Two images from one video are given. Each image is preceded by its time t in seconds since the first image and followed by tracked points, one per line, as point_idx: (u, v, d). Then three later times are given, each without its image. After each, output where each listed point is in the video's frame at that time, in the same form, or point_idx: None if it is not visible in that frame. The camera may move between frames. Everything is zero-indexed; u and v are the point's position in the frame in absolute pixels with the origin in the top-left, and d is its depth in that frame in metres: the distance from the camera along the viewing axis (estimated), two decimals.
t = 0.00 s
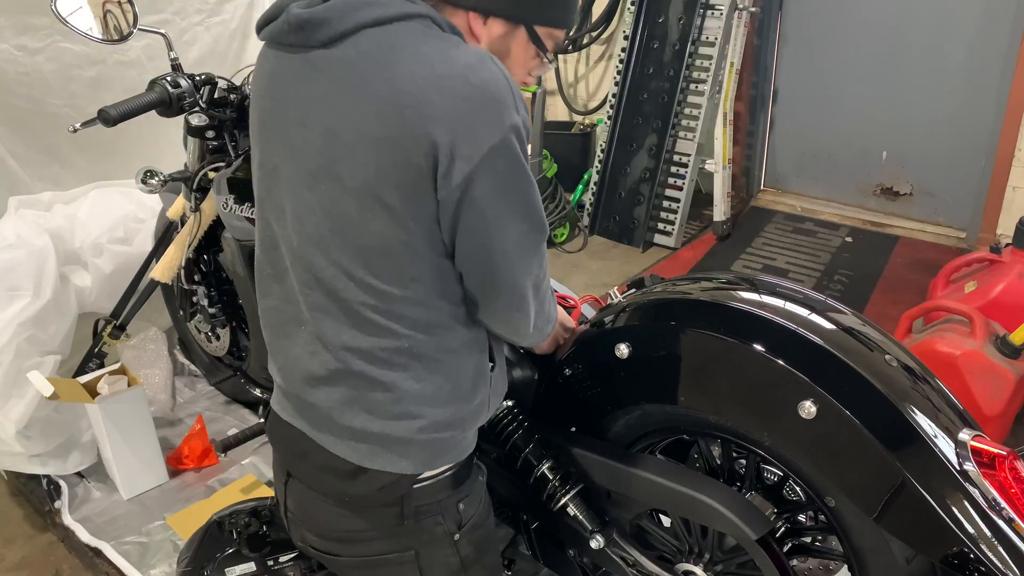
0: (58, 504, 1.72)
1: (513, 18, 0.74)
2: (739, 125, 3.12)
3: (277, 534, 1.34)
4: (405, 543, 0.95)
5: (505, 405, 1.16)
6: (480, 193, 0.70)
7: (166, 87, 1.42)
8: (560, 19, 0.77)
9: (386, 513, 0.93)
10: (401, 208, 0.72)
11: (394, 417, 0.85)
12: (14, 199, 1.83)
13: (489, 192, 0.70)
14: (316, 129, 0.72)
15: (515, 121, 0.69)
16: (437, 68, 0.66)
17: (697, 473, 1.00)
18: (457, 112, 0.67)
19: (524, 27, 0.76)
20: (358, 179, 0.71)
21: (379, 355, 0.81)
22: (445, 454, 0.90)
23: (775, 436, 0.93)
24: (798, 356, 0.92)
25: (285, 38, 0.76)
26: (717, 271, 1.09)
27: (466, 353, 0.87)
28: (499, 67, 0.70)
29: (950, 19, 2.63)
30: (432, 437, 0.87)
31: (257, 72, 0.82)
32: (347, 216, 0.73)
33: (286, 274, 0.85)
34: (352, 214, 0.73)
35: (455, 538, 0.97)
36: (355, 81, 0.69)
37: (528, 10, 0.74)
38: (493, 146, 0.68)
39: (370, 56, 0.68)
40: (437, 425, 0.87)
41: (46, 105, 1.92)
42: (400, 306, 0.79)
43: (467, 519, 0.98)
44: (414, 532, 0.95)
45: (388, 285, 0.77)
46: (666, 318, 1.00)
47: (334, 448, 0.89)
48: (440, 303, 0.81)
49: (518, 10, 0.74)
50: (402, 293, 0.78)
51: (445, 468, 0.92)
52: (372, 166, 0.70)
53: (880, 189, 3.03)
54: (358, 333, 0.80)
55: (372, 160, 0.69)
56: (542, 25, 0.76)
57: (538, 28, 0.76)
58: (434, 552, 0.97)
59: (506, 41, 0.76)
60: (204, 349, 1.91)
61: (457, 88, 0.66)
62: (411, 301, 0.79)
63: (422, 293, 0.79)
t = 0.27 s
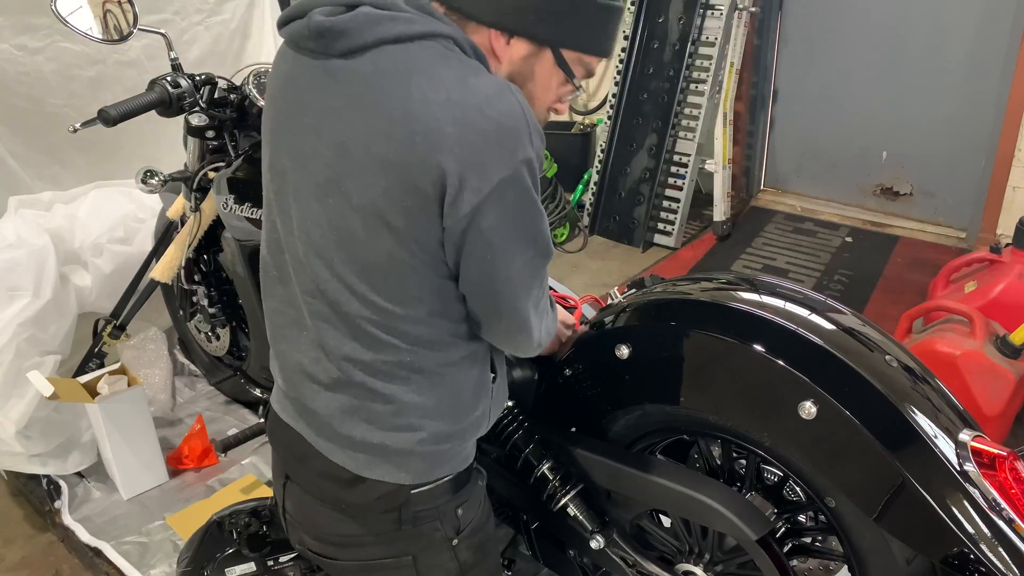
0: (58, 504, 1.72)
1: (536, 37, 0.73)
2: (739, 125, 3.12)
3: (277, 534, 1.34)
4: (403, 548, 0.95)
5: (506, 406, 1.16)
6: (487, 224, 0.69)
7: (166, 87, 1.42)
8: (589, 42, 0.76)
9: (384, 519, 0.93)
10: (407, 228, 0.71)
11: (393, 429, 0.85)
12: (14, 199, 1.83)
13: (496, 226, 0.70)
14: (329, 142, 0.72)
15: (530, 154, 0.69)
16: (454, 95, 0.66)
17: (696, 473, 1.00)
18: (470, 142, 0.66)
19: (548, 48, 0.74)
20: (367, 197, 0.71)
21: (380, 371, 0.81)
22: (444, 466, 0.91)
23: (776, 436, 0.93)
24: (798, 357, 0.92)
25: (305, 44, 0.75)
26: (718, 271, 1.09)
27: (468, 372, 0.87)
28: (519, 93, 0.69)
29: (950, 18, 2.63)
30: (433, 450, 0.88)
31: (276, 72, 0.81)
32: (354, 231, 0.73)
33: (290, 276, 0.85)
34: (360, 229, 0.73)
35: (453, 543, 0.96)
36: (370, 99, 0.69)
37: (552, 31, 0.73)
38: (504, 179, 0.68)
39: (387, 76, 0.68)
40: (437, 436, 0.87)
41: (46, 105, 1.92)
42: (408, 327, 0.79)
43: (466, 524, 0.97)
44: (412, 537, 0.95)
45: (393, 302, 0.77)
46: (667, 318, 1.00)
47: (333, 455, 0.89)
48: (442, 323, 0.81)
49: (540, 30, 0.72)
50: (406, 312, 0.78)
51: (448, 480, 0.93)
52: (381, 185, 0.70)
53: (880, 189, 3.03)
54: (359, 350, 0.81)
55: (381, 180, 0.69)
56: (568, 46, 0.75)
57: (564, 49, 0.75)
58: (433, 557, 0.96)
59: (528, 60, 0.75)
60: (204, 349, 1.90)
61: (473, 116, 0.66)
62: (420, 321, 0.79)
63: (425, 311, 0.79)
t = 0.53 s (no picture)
0: (58, 504, 1.72)
1: (547, 46, 0.75)
2: (739, 125, 3.12)
3: (277, 534, 1.34)
4: (401, 550, 0.95)
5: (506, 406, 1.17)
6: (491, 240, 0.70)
7: (166, 87, 1.42)
8: (606, 50, 0.77)
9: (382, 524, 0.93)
10: (411, 241, 0.71)
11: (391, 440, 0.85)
12: (14, 199, 1.83)
13: (501, 244, 0.70)
14: (338, 147, 0.72)
15: (537, 173, 0.70)
16: (466, 111, 0.67)
17: (697, 473, 1.00)
18: (477, 159, 0.67)
19: (561, 56, 0.77)
20: (372, 207, 0.71)
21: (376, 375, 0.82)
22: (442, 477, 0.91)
23: (776, 436, 0.93)
24: (798, 356, 0.92)
25: (319, 45, 0.75)
26: (718, 271, 1.09)
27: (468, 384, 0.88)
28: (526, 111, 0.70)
29: (950, 18, 2.63)
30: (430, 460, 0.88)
31: (289, 69, 0.80)
32: (359, 240, 0.73)
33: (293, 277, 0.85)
34: (364, 240, 0.73)
35: (452, 547, 0.97)
36: (381, 107, 0.69)
37: (564, 38, 0.75)
38: (510, 198, 0.68)
39: (400, 86, 0.68)
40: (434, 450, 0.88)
41: (46, 105, 1.92)
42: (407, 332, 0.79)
43: (464, 527, 0.97)
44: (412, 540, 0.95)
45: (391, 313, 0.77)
46: (667, 317, 1.00)
47: (331, 460, 0.89)
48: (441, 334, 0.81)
49: (552, 38, 0.75)
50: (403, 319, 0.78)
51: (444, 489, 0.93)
52: (388, 197, 0.70)
53: (880, 189, 3.03)
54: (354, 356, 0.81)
55: (389, 190, 0.69)
56: (582, 54, 0.77)
57: (578, 57, 0.77)
58: (430, 560, 0.97)
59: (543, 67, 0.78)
60: (204, 349, 1.90)
61: (483, 133, 0.67)
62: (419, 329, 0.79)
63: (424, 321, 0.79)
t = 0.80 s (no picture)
0: (58, 504, 1.72)
1: (596, 81, 0.64)
2: (739, 125, 3.12)
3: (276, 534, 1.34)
4: (380, 561, 0.93)
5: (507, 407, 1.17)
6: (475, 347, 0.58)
7: (166, 87, 1.42)
8: (661, 94, 0.67)
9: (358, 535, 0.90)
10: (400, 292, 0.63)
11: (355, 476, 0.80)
12: (15, 199, 1.83)
13: (485, 356, 0.58)
14: (349, 183, 0.63)
15: (551, 274, 0.59)
16: (492, 177, 0.56)
17: (697, 473, 1.00)
18: (484, 240, 0.56)
19: (612, 96, 0.65)
20: (366, 253, 0.62)
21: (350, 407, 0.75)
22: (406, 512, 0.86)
23: (776, 435, 0.93)
24: (798, 356, 0.92)
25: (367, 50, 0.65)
26: (718, 271, 1.09)
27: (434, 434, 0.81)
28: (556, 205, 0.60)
29: (950, 18, 2.63)
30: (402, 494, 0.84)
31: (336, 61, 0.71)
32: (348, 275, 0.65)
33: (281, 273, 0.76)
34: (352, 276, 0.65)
35: (431, 557, 0.95)
36: (402, 147, 0.59)
37: (620, 79, 0.64)
38: (506, 302, 0.57)
39: (434, 123, 0.59)
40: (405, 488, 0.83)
41: (46, 105, 1.92)
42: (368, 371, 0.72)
43: (444, 539, 0.95)
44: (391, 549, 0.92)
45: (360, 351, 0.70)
46: (667, 317, 1.01)
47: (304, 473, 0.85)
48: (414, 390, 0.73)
49: (601, 71, 0.64)
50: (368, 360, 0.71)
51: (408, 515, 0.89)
52: (383, 242, 0.61)
53: (880, 189, 3.03)
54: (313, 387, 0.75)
55: (387, 237, 0.61)
56: (635, 91, 0.65)
57: (631, 98, 0.66)
58: (410, 569, 0.94)
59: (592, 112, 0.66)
60: (204, 349, 1.90)
61: (505, 214, 0.56)
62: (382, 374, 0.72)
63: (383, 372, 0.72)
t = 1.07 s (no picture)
0: (58, 504, 1.72)
1: (645, 232, 0.61)
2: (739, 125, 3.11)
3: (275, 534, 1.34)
4: None
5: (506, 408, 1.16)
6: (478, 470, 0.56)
7: (166, 87, 1.42)
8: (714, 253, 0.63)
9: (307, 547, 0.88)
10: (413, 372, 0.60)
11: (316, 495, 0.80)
12: (14, 199, 1.83)
13: (467, 488, 0.57)
14: (393, 266, 0.60)
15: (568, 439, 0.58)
16: (536, 335, 0.55)
17: (698, 475, 1.00)
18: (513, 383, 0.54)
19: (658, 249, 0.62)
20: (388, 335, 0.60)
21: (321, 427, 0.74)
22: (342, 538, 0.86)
23: (775, 436, 0.93)
24: (798, 357, 0.92)
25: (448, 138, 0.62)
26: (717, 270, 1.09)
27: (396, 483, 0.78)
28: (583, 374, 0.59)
29: (950, 18, 2.63)
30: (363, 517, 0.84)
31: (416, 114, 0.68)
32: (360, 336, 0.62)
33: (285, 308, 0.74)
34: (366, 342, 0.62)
35: None
36: (458, 254, 0.57)
37: (671, 231, 0.60)
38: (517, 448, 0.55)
39: (491, 251, 0.56)
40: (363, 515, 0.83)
41: (46, 104, 1.92)
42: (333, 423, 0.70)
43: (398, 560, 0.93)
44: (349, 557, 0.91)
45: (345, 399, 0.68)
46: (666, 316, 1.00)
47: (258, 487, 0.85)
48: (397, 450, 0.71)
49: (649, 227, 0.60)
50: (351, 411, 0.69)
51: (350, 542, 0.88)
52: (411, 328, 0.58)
53: (880, 189, 3.03)
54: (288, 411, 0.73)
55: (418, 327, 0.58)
56: (686, 246, 0.61)
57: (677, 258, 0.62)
58: None
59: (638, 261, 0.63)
60: (204, 349, 1.90)
61: (547, 368, 0.55)
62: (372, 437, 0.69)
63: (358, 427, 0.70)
